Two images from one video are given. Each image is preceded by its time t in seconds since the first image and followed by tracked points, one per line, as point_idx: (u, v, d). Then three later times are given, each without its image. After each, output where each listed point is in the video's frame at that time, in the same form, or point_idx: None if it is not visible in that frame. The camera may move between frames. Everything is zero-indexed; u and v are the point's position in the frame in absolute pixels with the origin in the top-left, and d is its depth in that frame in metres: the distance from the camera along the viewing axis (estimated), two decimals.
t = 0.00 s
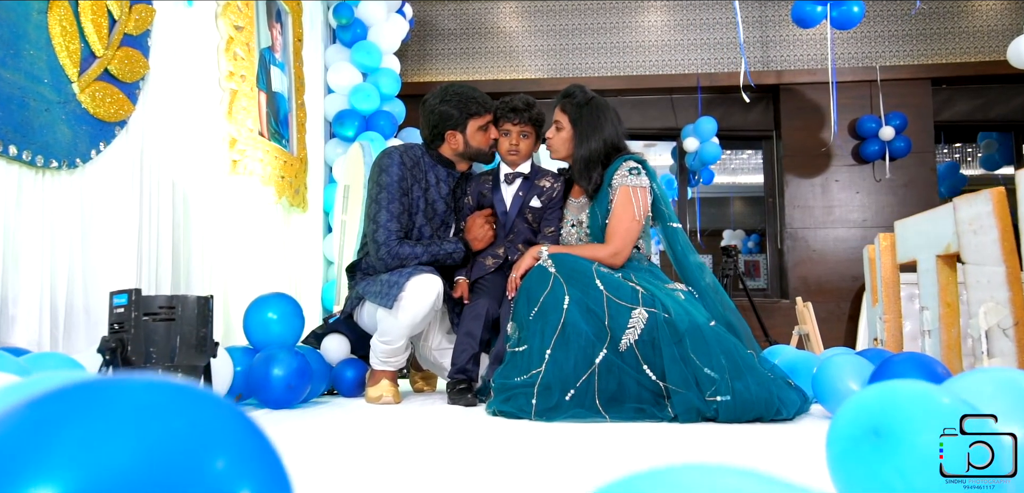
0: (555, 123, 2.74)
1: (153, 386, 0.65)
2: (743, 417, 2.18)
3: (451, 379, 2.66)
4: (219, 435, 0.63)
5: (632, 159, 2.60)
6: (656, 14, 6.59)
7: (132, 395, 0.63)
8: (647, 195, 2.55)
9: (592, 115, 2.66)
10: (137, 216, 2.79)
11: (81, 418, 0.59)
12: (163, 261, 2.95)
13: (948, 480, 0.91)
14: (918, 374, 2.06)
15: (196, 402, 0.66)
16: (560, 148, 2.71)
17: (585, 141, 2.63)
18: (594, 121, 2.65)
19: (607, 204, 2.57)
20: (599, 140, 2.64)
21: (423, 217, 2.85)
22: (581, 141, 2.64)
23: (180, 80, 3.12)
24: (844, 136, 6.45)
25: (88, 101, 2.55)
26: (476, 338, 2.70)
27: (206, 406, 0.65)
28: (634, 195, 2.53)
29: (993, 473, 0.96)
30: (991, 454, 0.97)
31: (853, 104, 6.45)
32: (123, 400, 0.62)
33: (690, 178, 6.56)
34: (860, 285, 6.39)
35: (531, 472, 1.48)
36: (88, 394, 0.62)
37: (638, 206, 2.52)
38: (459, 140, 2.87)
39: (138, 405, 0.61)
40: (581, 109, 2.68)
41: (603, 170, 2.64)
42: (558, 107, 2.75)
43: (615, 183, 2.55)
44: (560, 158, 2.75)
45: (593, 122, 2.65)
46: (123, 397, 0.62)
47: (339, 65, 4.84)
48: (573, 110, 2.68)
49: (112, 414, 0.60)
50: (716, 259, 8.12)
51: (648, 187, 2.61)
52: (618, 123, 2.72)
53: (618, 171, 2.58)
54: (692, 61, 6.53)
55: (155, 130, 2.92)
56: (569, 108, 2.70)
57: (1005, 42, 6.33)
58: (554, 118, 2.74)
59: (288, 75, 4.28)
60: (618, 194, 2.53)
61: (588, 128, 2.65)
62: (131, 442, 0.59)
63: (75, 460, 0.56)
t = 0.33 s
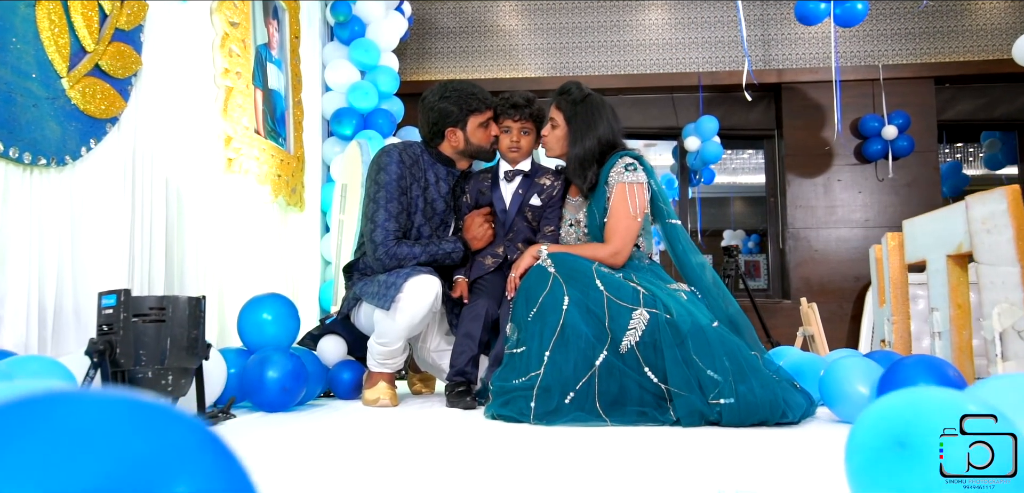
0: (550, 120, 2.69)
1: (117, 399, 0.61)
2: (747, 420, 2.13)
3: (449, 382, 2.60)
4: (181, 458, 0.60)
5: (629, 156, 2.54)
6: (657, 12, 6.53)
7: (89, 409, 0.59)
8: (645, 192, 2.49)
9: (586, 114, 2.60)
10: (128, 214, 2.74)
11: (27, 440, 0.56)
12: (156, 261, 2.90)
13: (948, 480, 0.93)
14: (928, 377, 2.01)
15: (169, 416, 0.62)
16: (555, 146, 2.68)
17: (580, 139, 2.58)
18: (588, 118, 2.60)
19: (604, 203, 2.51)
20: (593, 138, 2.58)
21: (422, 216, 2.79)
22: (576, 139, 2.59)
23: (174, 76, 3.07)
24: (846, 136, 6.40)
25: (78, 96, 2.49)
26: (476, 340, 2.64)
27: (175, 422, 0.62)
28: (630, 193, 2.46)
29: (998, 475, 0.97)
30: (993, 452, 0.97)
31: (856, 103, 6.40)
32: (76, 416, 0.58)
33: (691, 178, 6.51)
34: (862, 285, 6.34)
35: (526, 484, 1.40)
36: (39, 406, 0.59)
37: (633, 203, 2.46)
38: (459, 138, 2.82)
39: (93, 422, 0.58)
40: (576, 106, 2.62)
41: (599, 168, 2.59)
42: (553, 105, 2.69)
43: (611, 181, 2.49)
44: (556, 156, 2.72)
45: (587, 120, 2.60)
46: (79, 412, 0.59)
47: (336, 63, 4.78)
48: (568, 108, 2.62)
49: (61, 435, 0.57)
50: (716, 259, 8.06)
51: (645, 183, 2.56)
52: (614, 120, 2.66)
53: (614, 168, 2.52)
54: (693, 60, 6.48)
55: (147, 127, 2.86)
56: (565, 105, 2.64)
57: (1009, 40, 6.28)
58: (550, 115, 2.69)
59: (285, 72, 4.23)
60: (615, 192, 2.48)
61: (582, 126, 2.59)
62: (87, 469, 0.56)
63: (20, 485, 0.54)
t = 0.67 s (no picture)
0: (547, 118, 2.64)
1: (70, 422, 0.53)
2: (752, 425, 2.07)
3: (448, 384, 2.54)
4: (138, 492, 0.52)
5: (626, 152, 2.48)
6: (658, 10, 6.47)
7: (40, 438, 0.51)
8: (643, 188, 2.43)
9: (584, 111, 2.55)
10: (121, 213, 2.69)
11: None
12: (148, 261, 2.84)
13: (948, 479, 0.98)
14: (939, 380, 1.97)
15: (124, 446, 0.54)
16: (551, 144, 2.62)
17: (577, 137, 2.53)
18: (585, 116, 2.54)
19: (602, 201, 2.46)
20: (590, 137, 2.53)
21: (421, 215, 2.74)
22: (572, 137, 2.53)
23: (168, 72, 3.02)
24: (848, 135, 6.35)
25: (68, 93, 2.44)
26: (475, 342, 2.59)
27: (133, 453, 0.53)
28: (627, 190, 2.40)
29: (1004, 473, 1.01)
30: (996, 451, 1.02)
31: (858, 101, 6.34)
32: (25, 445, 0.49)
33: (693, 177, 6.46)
34: (864, 286, 6.29)
35: None
36: None
37: (630, 201, 2.40)
38: (459, 135, 2.77)
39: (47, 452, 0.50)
40: (573, 103, 2.57)
41: (595, 166, 2.53)
42: (551, 102, 2.64)
43: (608, 179, 2.44)
44: (553, 154, 2.66)
45: (584, 117, 2.54)
46: (26, 436, 0.51)
47: (334, 61, 4.73)
48: (565, 105, 2.57)
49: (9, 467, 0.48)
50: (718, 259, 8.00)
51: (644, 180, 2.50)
52: (612, 118, 2.60)
53: (611, 165, 2.46)
54: (695, 58, 6.42)
55: (140, 124, 2.81)
56: (562, 102, 2.59)
57: (1013, 38, 6.22)
58: (547, 113, 2.64)
59: (282, 70, 4.17)
60: (612, 189, 2.42)
61: (578, 124, 2.54)
62: None
63: None
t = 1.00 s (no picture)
0: (545, 117, 2.59)
1: (60, 474, 0.87)
2: (759, 431, 2.01)
3: (447, 388, 2.48)
4: None
5: (625, 150, 2.43)
6: (660, 9, 6.42)
7: (45, 483, 0.85)
8: (643, 187, 2.36)
9: (582, 109, 2.50)
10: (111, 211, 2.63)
11: None
12: (141, 263, 2.78)
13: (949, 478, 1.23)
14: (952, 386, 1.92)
15: None
16: (549, 143, 2.57)
17: (574, 136, 2.47)
18: (584, 114, 2.49)
19: (602, 200, 2.41)
20: (587, 136, 2.47)
21: (419, 216, 2.68)
22: (569, 136, 2.48)
23: (162, 69, 2.96)
24: (851, 134, 6.29)
25: (56, 90, 2.38)
26: (474, 345, 2.53)
27: None
28: (627, 189, 2.34)
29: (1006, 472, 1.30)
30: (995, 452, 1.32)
31: (861, 101, 6.29)
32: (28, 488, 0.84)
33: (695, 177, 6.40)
34: (867, 286, 6.23)
35: None
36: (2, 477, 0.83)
37: (630, 200, 2.34)
38: (458, 134, 2.71)
39: None
40: (571, 102, 2.52)
41: (593, 166, 2.48)
42: (548, 100, 2.60)
43: (607, 178, 2.38)
44: (550, 153, 2.61)
45: (581, 116, 2.49)
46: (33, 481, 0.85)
47: (332, 59, 4.67)
48: (563, 103, 2.53)
49: None
50: (719, 260, 7.94)
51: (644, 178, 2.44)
52: (611, 117, 2.54)
53: (610, 164, 2.41)
54: (696, 57, 6.36)
55: (133, 121, 2.75)
56: (560, 101, 2.55)
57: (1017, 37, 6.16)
58: (545, 112, 2.59)
59: (279, 69, 4.11)
60: (611, 188, 2.36)
61: (575, 122, 2.48)
62: None
63: None
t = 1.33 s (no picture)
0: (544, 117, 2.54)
1: None
2: (766, 439, 1.95)
3: (446, 394, 2.42)
4: None
5: (625, 150, 2.37)
6: (661, 8, 6.36)
7: None
8: (643, 188, 2.30)
9: (581, 109, 2.44)
10: (103, 213, 2.58)
11: None
12: (133, 265, 2.72)
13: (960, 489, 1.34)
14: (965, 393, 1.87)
15: None
16: (548, 144, 2.51)
17: (574, 136, 2.41)
18: (583, 114, 2.43)
19: (602, 202, 2.35)
20: (587, 136, 2.41)
21: (418, 217, 2.62)
22: (568, 136, 2.42)
23: (154, 66, 2.91)
24: (854, 134, 6.23)
25: (44, 87, 2.32)
26: (473, 349, 2.47)
27: None
28: (627, 190, 2.29)
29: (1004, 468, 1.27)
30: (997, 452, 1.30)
31: (864, 100, 6.23)
32: None
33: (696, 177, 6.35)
34: (870, 287, 6.18)
35: None
36: None
37: (630, 201, 2.28)
38: (457, 134, 2.65)
39: None
40: (571, 101, 2.46)
41: (593, 167, 2.42)
42: (548, 100, 2.55)
43: (607, 179, 2.32)
44: (550, 154, 2.55)
45: (581, 116, 2.43)
46: None
47: (329, 57, 4.61)
48: (562, 103, 2.47)
49: None
50: (721, 260, 7.88)
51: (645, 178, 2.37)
52: (612, 117, 2.48)
53: (610, 164, 2.35)
54: (698, 56, 6.30)
55: (126, 120, 2.70)
56: (559, 100, 2.49)
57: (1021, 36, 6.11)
58: (545, 111, 2.54)
59: (275, 67, 4.06)
60: (611, 189, 2.30)
61: (574, 123, 2.43)
62: None
63: None
